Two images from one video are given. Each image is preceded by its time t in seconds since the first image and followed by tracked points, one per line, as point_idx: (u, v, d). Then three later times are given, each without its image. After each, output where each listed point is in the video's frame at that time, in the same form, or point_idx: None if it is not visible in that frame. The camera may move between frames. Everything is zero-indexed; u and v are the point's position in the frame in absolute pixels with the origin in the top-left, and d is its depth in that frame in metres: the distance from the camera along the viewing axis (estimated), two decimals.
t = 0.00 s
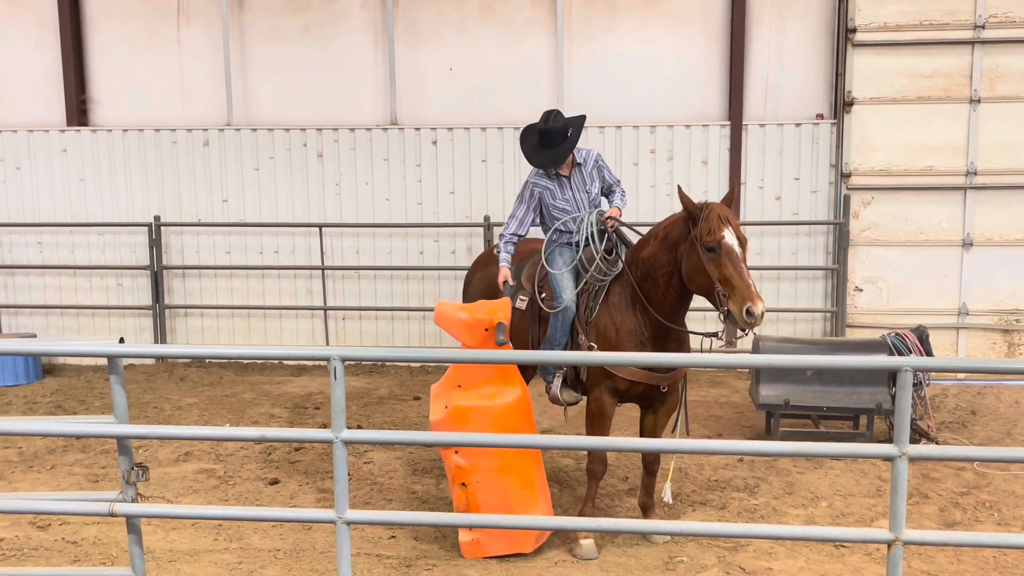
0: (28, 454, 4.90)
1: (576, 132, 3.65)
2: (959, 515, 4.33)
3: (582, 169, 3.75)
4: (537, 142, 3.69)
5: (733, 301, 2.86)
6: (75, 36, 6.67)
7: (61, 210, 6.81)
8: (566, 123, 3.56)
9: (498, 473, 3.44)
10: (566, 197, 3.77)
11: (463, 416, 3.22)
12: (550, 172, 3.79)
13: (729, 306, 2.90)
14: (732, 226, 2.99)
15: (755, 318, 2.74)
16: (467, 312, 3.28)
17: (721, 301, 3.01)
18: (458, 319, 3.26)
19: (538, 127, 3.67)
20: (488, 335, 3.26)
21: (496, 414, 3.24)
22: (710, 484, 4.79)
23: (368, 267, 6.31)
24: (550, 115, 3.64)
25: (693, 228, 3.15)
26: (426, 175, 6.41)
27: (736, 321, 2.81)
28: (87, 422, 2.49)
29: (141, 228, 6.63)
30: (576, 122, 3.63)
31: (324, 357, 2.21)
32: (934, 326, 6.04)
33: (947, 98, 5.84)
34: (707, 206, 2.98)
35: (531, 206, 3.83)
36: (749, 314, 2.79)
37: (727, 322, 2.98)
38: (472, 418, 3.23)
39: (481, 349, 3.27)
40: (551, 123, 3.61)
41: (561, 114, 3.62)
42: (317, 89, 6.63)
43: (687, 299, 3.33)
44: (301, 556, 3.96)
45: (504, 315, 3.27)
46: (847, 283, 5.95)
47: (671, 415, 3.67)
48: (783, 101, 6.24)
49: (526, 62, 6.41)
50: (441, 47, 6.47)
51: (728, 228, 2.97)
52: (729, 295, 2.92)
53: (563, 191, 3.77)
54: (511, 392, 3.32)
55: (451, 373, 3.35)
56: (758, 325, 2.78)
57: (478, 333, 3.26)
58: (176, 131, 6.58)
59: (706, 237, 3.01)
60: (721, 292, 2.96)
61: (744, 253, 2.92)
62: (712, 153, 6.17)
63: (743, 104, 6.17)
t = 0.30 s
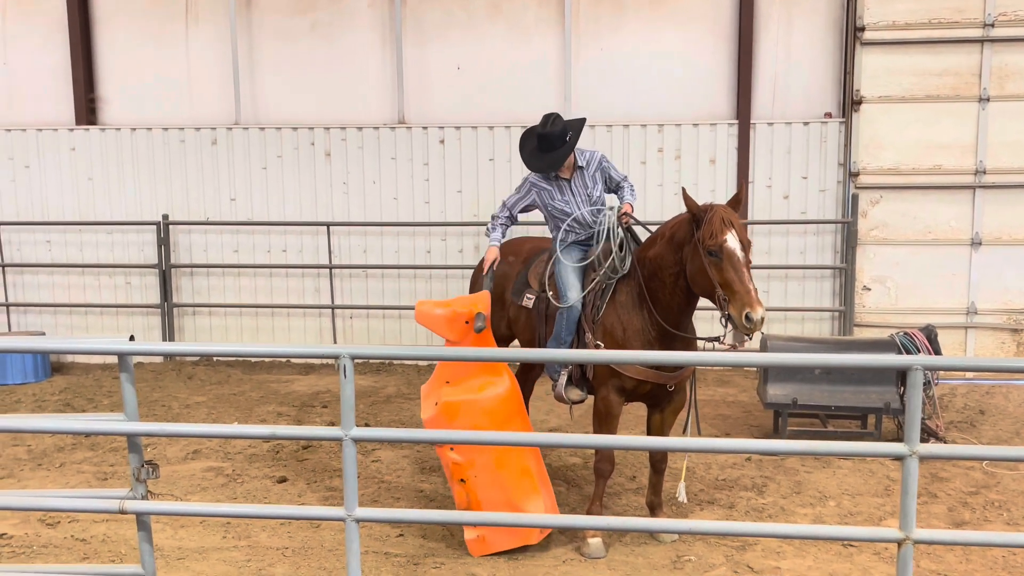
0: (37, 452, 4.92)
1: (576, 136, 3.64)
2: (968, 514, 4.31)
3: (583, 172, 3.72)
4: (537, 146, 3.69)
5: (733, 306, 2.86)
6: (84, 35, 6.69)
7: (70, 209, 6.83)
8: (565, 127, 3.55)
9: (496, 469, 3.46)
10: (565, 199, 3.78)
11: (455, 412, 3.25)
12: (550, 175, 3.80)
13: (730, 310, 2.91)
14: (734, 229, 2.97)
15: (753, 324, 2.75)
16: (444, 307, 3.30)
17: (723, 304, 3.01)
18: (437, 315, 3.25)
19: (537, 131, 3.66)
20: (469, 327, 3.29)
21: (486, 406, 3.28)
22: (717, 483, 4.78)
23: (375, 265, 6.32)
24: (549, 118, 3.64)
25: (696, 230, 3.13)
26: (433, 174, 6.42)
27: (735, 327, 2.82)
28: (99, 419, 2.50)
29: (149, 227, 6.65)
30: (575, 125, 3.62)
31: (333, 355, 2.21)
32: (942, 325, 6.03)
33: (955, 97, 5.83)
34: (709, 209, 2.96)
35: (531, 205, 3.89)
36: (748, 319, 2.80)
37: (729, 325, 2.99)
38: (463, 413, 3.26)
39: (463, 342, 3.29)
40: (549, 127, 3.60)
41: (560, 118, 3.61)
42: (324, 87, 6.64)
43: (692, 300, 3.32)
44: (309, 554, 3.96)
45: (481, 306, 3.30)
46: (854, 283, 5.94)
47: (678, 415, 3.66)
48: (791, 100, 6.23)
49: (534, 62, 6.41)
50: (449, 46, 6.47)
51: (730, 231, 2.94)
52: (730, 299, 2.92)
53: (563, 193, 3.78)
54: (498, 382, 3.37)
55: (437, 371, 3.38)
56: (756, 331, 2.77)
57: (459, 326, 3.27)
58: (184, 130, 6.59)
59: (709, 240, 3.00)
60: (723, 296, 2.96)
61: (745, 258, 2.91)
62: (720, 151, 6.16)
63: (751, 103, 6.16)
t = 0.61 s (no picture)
0: (47, 449, 4.93)
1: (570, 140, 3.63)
2: (978, 515, 4.30)
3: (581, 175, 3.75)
4: (532, 151, 3.68)
5: (723, 306, 2.85)
6: (94, 34, 6.71)
7: (79, 207, 6.85)
8: (558, 131, 3.54)
9: (500, 465, 3.47)
10: (566, 202, 3.83)
11: (457, 412, 3.25)
12: (549, 179, 3.85)
13: (721, 309, 2.89)
14: (731, 227, 2.93)
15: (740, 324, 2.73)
16: (441, 306, 3.31)
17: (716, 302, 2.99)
18: (435, 315, 3.26)
19: (532, 136, 3.65)
20: (467, 324, 3.30)
21: (487, 403, 3.30)
22: (727, 482, 4.78)
23: (384, 264, 6.33)
24: (543, 123, 3.63)
25: (694, 228, 3.11)
26: (443, 173, 6.42)
27: (722, 326, 2.81)
28: (113, 417, 2.50)
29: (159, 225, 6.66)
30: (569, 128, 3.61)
31: (346, 353, 2.20)
32: (952, 325, 6.01)
33: (966, 96, 5.81)
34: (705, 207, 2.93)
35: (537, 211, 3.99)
36: (737, 319, 2.79)
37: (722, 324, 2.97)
38: (465, 412, 3.27)
39: (462, 340, 3.30)
40: (543, 132, 3.59)
41: (554, 122, 3.60)
42: (334, 86, 6.65)
43: (693, 299, 3.30)
44: (319, 552, 3.97)
45: (479, 303, 3.32)
46: (864, 282, 5.93)
47: (686, 414, 3.67)
48: (801, 99, 6.23)
49: (543, 60, 6.41)
50: (458, 44, 6.47)
51: (726, 230, 2.91)
52: (721, 298, 2.90)
53: (563, 197, 3.83)
54: (497, 378, 3.38)
55: (437, 370, 3.37)
56: (744, 331, 2.77)
57: (458, 324, 3.28)
58: (194, 129, 6.60)
59: (704, 238, 2.97)
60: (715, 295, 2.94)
61: (739, 257, 2.87)
62: (730, 150, 6.16)
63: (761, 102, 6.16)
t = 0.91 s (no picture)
0: (58, 447, 4.95)
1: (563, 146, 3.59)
2: (990, 514, 4.29)
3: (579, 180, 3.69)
4: (524, 157, 3.63)
5: (711, 307, 2.84)
6: (104, 33, 6.73)
7: (89, 205, 6.87)
8: (551, 135, 3.50)
9: (506, 462, 3.48)
10: (567, 207, 3.79)
11: (463, 411, 3.25)
12: (547, 185, 3.80)
13: (709, 310, 2.88)
14: (724, 228, 2.91)
15: (727, 326, 2.73)
16: (445, 305, 3.30)
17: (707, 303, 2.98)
18: (439, 315, 3.26)
19: (524, 142, 3.61)
20: (471, 323, 3.30)
21: (492, 401, 3.30)
22: (736, 481, 4.77)
23: (393, 262, 6.33)
24: (535, 129, 3.60)
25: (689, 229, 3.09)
26: (452, 171, 6.42)
27: (709, 328, 2.81)
28: (126, 414, 2.50)
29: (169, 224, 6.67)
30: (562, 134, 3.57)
31: (359, 352, 2.20)
32: (962, 324, 6.00)
33: (977, 95, 5.79)
34: (699, 208, 2.93)
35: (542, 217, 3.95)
36: (725, 321, 2.78)
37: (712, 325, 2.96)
38: (471, 411, 3.27)
39: (467, 339, 3.30)
40: (535, 137, 3.55)
41: (546, 128, 3.57)
42: (343, 85, 6.66)
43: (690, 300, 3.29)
44: (329, 550, 3.97)
45: (483, 302, 3.32)
46: (874, 281, 5.92)
47: (695, 413, 3.64)
48: (810, 98, 6.22)
49: (552, 59, 6.41)
50: (468, 43, 6.48)
51: (718, 231, 2.89)
52: (711, 299, 2.89)
53: (564, 201, 3.79)
54: (502, 376, 3.38)
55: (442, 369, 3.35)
56: (731, 333, 2.76)
57: (462, 324, 3.28)
58: (204, 127, 6.62)
59: (697, 239, 2.96)
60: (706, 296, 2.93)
61: (730, 259, 2.86)
62: (739, 149, 6.15)
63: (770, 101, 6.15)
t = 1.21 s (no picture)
0: (68, 443, 4.96)
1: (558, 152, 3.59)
2: (1000, 513, 4.28)
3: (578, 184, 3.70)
4: (521, 164, 3.63)
5: (707, 304, 2.83)
6: (113, 31, 6.74)
7: (98, 203, 6.88)
8: (546, 142, 3.49)
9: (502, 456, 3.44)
10: (568, 209, 3.82)
11: (462, 411, 3.23)
12: (547, 189, 3.81)
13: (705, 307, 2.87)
14: (721, 226, 2.90)
15: (722, 323, 2.72)
16: (434, 308, 3.24)
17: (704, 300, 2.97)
18: (429, 320, 3.20)
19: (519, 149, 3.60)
20: (462, 324, 3.26)
21: (490, 400, 3.29)
22: (745, 479, 4.76)
23: (402, 260, 6.33)
24: (530, 136, 3.59)
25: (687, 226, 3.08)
26: (460, 169, 6.42)
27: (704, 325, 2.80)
28: (137, 411, 2.49)
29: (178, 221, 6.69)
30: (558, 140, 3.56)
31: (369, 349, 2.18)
32: (973, 323, 5.98)
33: (988, 92, 5.76)
34: (697, 205, 2.92)
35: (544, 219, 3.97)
36: (720, 318, 2.77)
37: (708, 322, 2.96)
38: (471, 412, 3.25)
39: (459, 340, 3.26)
40: (530, 145, 3.54)
41: (541, 134, 3.55)
42: (351, 83, 6.66)
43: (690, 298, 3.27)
44: (338, 547, 3.97)
45: (471, 302, 3.27)
46: (884, 279, 5.90)
47: (701, 412, 3.64)
48: (819, 95, 6.20)
49: (561, 56, 6.40)
50: (476, 40, 6.47)
51: (715, 228, 2.88)
52: (707, 296, 2.88)
53: (564, 204, 3.81)
54: (497, 373, 3.37)
55: (436, 371, 3.30)
56: (727, 330, 2.75)
57: (453, 327, 3.23)
58: (213, 125, 6.63)
59: (694, 236, 2.95)
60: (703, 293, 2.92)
61: (727, 256, 2.85)
62: (748, 147, 6.14)
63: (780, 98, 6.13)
